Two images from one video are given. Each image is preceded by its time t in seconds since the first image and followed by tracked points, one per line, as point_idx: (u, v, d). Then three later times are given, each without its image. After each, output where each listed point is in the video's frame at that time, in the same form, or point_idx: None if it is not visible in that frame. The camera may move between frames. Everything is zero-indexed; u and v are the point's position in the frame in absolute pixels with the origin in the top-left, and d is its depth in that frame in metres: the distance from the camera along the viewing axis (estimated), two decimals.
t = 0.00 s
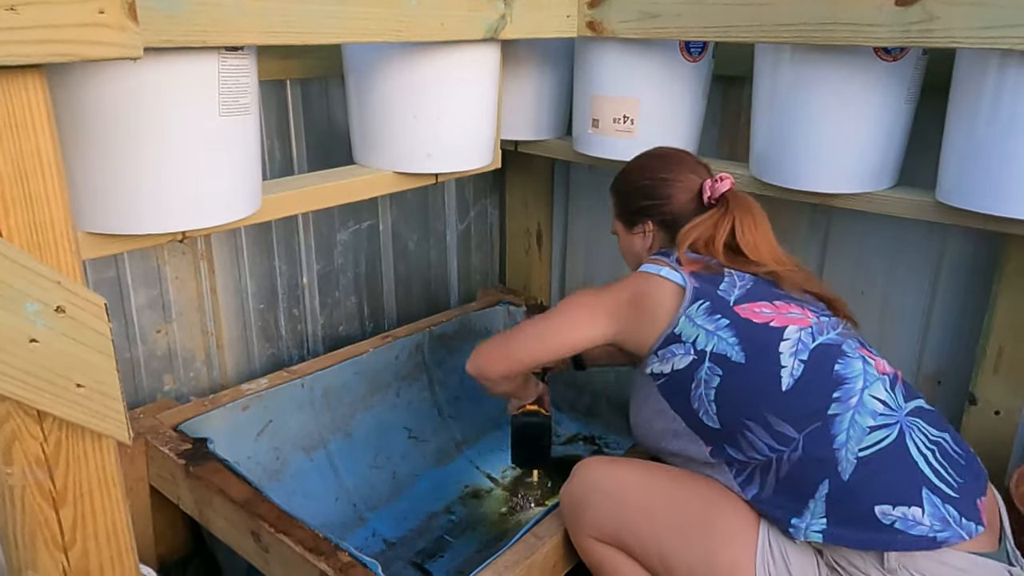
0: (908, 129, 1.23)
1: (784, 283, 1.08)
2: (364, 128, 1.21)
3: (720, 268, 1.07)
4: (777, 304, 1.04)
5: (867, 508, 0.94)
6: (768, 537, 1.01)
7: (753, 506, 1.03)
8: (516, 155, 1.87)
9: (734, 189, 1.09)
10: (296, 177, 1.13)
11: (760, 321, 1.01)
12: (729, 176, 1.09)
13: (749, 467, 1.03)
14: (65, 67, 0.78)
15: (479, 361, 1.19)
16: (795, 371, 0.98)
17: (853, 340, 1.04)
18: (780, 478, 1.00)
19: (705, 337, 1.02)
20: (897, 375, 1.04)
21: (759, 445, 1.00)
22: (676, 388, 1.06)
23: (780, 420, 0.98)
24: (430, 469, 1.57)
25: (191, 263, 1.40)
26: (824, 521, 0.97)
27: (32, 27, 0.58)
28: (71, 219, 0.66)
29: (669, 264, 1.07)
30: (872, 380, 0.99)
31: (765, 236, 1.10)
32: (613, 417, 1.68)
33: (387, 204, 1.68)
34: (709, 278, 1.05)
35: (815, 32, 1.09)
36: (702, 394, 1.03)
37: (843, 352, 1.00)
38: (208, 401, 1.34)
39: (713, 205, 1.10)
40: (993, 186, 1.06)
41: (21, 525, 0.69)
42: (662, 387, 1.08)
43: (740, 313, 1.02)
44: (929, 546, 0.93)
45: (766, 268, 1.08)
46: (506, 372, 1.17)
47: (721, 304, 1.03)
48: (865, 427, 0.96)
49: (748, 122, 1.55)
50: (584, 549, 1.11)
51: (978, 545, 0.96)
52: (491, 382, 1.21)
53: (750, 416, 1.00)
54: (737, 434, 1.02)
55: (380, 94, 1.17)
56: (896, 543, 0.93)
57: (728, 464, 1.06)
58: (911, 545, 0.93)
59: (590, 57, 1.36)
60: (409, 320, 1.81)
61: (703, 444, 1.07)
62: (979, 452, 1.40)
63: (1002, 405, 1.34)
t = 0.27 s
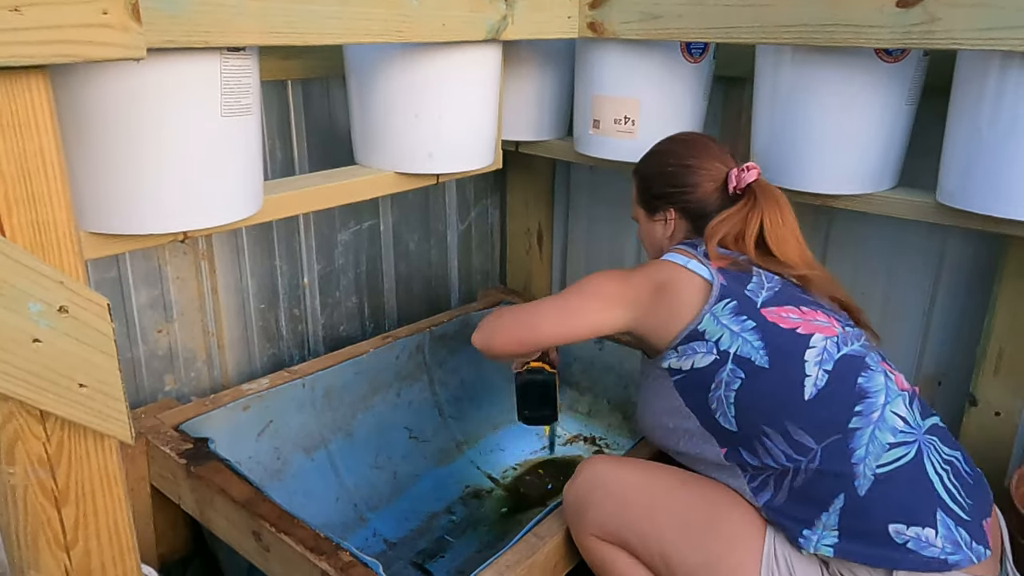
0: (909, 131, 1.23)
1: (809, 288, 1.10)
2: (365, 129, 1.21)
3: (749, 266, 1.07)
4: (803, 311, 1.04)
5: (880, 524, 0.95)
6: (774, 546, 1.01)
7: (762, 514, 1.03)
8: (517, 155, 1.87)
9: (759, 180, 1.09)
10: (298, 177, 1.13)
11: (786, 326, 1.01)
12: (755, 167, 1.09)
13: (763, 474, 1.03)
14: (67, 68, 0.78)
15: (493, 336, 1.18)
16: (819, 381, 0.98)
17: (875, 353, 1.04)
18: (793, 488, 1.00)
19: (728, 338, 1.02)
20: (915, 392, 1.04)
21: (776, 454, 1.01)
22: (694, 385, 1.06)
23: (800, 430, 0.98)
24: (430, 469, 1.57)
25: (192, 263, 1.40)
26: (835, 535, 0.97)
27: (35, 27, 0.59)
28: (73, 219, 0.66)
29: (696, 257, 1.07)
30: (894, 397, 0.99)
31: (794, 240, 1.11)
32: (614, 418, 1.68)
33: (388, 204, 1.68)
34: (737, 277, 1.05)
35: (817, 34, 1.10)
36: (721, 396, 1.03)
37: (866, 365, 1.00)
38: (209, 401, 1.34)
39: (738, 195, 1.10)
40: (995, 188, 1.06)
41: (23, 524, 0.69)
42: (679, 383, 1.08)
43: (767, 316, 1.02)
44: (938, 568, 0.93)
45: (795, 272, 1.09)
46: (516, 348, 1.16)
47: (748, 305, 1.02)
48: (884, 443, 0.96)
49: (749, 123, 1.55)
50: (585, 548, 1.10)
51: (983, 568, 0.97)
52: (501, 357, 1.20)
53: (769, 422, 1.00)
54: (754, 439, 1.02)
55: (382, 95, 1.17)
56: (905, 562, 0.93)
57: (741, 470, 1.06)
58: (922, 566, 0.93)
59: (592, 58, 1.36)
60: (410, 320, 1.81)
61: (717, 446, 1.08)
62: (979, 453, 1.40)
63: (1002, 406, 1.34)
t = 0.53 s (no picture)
0: (905, 128, 1.23)
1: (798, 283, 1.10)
2: (363, 127, 1.21)
3: (737, 262, 1.08)
4: (792, 304, 1.04)
5: (871, 512, 0.95)
6: (768, 538, 1.01)
7: (755, 507, 1.04)
8: (514, 153, 1.87)
9: (752, 184, 1.09)
10: (295, 175, 1.13)
11: (774, 319, 1.02)
12: (749, 171, 1.08)
13: (755, 468, 1.04)
14: (63, 66, 0.78)
15: (502, 360, 1.20)
16: (807, 373, 0.99)
17: (865, 345, 1.04)
18: (785, 479, 1.00)
19: (718, 332, 1.02)
20: (906, 383, 1.04)
21: (767, 445, 1.01)
22: (684, 380, 1.06)
23: (790, 421, 0.98)
24: (428, 468, 1.56)
25: (189, 261, 1.40)
26: (827, 525, 0.97)
27: (29, 24, 0.58)
28: (68, 216, 0.66)
29: (685, 255, 1.07)
30: (883, 386, 0.99)
31: (784, 241, 1.10)
32: (611, 415, 1.68)
33: (386, 202, 1.68)
34: (725, 273, 1.05)
35: (813, 31, 1.10)
36: (711, 389, 1.03)
37: (855, 356, 1.00)
38: (207, 400, 1.34)
39: (731, 199, 1.10)
40: (991, 184, 1.06)
41: (20, 522, 0.69)
42: (670, 378, 1.08)
43: (755, 309, 1.02)
44: (930, 555, 0.93)
45: (783, 268, 1.10)
46: (523, 368, 1.18)
47: (736, 300, 1.03)
48: (873, 432, 0.96)
49: (746, 121, 1.55)
50: (581, 546, 1.11)
51: (978, 555, 0.96)
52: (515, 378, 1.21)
53: (759, 414, 1.00)
54: (744, 432, 1.02)
55: (378, 93, 1.17)
56: (897, 550, 0.93)
57: (733, 463, 1.06)
58: (913, 553, 0.93)
59: (588, 55, 1.36)
60: (407, 318, 1.81)
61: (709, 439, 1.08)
62: (977, 449, 1.40)
63: (999, 402, 1.35)
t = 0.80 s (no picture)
0: (904, 124, 1.23)
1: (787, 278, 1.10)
2: (361, 126, 1.21)
3: (725, 260, 1.08)
4: (781, 299, 1.05)
5: (868, 500, 0.95)
6: (767, 530, 1.01)
7: (753, 501, 1.03)
8: (513, 152, 1.87)
9: (735, 185, 1.09)
10: (293, 175, 1.12)
11: (765, 314, 1.02)
12: (732, 172, 1.09)
13: (750, 461, 1.03)
14: (59, 66, 0.78)
15: (502, 369, 1.21)
16: (799, 364, 0.99)
17: (857, 337, 1.04)
18: (781, 471, 1.00)
19: (710, 329, 1.02)
20: (898, 373, 1.04)
21: (761, 438, 1.01)
22: (678, 378, 1.06)
23: (784, 413, 0.98)
24: (428, 467, 1.56)
25: (188, 261, 1.40)
26: (825, 515, 0.97)
27: (26, 24, 0.58)
28: (66, 216, 0.66)
29: (673, 257, 1.07)
30: (876, 376, 0.99)
31: (770, 236, 1.11)
32: (610, 414, 1.68)
33: (385, 201, 1.68)
34: (715, 271, 1.06)
35: (810, 28, 1.10)
36: (705, 385, 1.04)
37: (846, 347, 1.01)
38: (206, 400, 1.34)
39: (715, 200, 1.10)
40: (989, 179, 1.06)
41: (18, 522, 0.69)
42: (664, 377, 1.08)
43: (745, 305, 1.02)
44: (929, 540, 0.93)
45: (771, 265, 1.10)
46: (523, 376, 1.19)
47: (726, 296, 1.03)
48: (867, 421, 0.97)
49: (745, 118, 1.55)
50: (582, 543, 1.11)
51: (977, 540, 0.96)
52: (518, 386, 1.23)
53: (753, 407, 1.00)
54: (738, 425, 1.02)
55: (376, 92, 1.17)
56: (895, 536, 0.93)
57: (729, 458, 1.05)
58: (911, 539, 0.93)
59: (586, 53, 1.36)
60: (407, 317, 1.81)
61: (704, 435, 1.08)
62: (977, 445, 1.40)
63: (999, 398, 1.35)
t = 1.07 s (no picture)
0: (900, 131, 1.23)
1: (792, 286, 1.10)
2: (359, 135, 1.21)
3: (730, 267, 1.08)
4: (786, 307, 1.05)
5: (869, 514, 0.95)
6: (767, 541, 1.01)
7: (753, 511, 1.03)
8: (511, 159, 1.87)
9: (742, 190, 1.09)
10: (291, 184, 1.12)
11: (769, 322, 1.02)
12: (739, 177, 1.08)
13: (751, 470, 1.03)
14: (57, 79, 0.78)
15: (505, 370, 1.21)
16: (803, 374, 0.99)
17: (860, 347, 1.04)
18: (782, 481, 1.00)
19: (712, 336, 1.02)
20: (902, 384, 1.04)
21: (763, 447, 1.01)
22: (680, 385, 1.06)
23: (786, 423, 0.98)
24: (427, 475, 1.56)
25: (186, 271, 1.40)
26: (825, 527, 0.97)
27: (23, 40, 0.59)
28: (64, 229, 0.66)
29: (679, 262, 1.07)
30: (878, 388, 0.99)
31: (774, 242, 1.11)
32: (609, 419, 1.68)
33: (382, 209, 1.68)
34: (720, 277, 1.06)
35: (805, 35, 1.10)
36: (708, 392, 1.03)
37: (849, 358, 1.01)
38: (205, 409, 1.34)
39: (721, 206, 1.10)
40: (985, 186, 1.07)
41: (16, 536, 0.69)
42: (667, 382, 1.08)
43: (749, 313, 1.03)
44: (930, 556, 0.93)
45: (777, 272, 1.10)
46: (526, 377, 1.19)
47: (730, 303, 1.03)
48: (869, 433, 0.97)
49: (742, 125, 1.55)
50: (581, 551, 1.11)
51: (977, 555, 0.96)
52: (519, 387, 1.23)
53: (755, 416, 1.00)
54: (741, 434, 1.02)
55: (373, 101, 1.17)
56: (895, 550, 0.93)
57: (730, 467, 1.05)
58: (912, 553, 0.93)
59: (583, 61, 1.36)
60: (405, 325, 1.81)
61: (706, 443, 1.07)
62: (976, 450, 1.40)
63: (997, 403, 1.35)
